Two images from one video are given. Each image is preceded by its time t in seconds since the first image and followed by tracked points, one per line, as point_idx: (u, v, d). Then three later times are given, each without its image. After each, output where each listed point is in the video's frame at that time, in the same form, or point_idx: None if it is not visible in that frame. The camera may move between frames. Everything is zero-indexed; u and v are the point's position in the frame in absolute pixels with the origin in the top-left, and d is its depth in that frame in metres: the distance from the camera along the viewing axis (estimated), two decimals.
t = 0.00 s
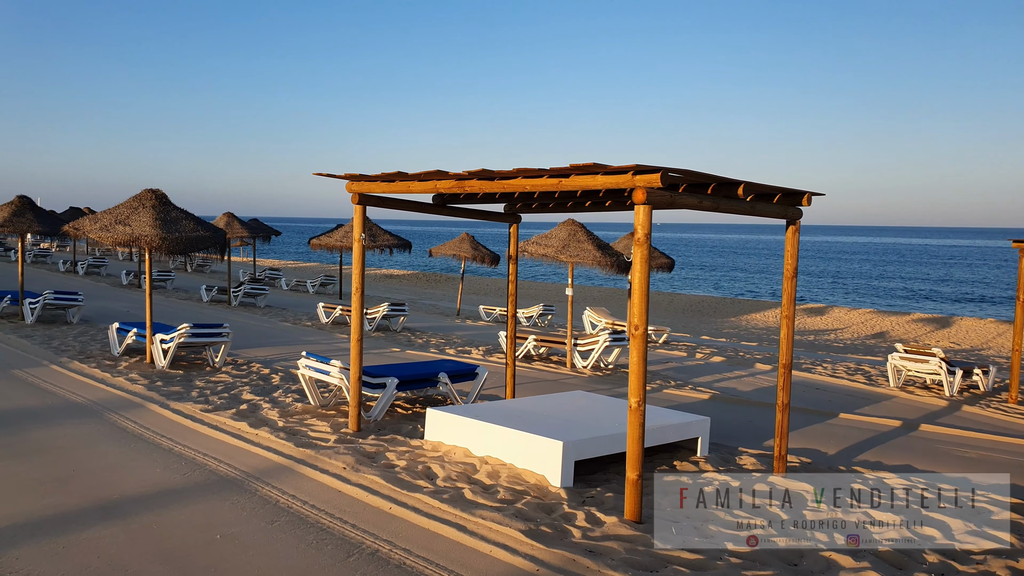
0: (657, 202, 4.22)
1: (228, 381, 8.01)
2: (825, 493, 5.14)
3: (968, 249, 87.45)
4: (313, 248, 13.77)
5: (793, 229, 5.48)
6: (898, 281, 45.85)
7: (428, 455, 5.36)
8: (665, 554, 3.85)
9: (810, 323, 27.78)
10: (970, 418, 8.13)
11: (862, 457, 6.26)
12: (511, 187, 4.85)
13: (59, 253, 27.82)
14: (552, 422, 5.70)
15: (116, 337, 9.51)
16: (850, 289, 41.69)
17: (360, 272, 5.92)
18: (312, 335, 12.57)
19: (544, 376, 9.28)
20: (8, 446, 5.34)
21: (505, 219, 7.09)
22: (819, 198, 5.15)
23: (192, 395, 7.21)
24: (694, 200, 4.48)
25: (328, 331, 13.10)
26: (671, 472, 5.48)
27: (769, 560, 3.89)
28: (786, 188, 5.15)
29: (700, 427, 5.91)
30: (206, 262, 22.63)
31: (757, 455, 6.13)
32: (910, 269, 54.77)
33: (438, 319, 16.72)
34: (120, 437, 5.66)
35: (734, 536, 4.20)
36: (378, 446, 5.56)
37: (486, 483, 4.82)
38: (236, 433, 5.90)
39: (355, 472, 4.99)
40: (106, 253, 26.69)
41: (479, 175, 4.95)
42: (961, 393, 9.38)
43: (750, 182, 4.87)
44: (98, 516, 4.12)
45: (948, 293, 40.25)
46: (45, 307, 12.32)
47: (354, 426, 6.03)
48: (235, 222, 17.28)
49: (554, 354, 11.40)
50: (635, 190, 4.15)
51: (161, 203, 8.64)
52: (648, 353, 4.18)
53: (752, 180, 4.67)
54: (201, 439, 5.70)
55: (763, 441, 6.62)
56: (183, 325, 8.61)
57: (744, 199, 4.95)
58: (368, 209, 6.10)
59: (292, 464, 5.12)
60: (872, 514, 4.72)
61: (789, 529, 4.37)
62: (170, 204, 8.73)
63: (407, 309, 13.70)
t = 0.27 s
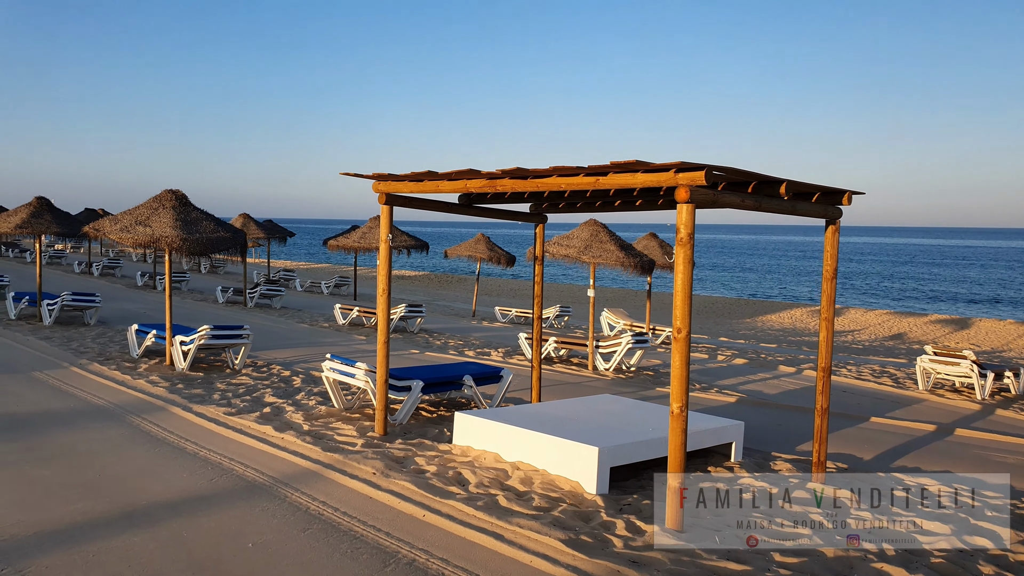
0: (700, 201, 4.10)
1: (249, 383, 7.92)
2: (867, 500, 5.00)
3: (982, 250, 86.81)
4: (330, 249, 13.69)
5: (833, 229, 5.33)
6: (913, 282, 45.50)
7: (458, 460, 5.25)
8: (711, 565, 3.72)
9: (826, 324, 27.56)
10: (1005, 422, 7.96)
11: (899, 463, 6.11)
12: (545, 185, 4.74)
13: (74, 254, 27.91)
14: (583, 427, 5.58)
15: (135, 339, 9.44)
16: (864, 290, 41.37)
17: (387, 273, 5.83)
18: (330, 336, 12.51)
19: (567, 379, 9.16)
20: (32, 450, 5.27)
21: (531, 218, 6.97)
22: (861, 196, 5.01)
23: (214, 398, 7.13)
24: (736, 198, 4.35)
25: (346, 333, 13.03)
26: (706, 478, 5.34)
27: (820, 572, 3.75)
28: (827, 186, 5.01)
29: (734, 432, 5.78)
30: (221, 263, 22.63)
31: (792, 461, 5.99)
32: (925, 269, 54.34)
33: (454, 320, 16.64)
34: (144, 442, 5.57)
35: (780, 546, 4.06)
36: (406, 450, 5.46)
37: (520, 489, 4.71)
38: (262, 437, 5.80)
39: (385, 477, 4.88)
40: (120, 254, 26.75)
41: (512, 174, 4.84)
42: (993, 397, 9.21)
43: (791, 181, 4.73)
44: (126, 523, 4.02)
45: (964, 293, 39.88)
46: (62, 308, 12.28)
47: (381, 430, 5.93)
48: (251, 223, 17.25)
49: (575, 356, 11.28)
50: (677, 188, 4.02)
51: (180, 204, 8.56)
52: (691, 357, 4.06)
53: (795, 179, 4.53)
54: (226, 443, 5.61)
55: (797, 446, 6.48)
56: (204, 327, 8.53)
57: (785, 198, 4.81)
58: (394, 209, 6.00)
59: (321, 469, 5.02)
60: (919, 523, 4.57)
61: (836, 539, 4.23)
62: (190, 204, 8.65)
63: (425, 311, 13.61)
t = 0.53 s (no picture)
0: (746, 197, 3.94)
1: (268, 384, 7.80)
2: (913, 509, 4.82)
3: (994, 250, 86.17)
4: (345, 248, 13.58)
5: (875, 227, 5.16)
6: (926, 283, 45.14)
7: (487, 465, 5.10)
8: None
9: (841, 325, 27.31)
10: None
11: (939, 469, 5.92)
12: (581, 182, 4.59)
13: (86, 253, 27.92)
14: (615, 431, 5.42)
15: (151, 339, 9.34)
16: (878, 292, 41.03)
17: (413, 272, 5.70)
18: (346, 336, 12.39)
19: (589, 381, 9.00)
20: (52, 453, 5.15)
21: (557, 216, 6.82)
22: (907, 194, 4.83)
23: (234, 400, 7.01)
24: (783, 195, 4.19)
25: (362, 333, 12.92)
26: (743, 485, 5.18)
27: None
28: (872, 183, 4.83)
29: (769, 437, 5.61)
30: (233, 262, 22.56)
31: (828, 467, 5.81)
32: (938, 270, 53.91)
33: (468, 321, 16.51)
34: (165, 444, 5.45)
35: (830, 558, 3.89)
36: (434, 455, 5.31)
37: (554, 496, 4.55)
38: (285, 440, 5.67)
39: (414, 483, 4.74)
40: (133, 254, 26.73)
41: (546, 170, 4.69)
42: None
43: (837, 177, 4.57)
44: (151, 529, 3.89)
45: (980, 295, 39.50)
46: (77, 308, 12.20)
47: (406, 433, 5.79)
48: (264, 223, 17.17)
49: (595, 357, 11.12)
50: (724, 184, 3.87)
51: (198, 202, 8.45)
52: (736, 360, 3.91)
53: (842, 174, 4.36)
54: (249, 446, 5.48)
55: (831, 451, 6.30)
56: (222, 327, 8.42)
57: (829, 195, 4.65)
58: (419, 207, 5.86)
59: (348, 475, 4.88)
60: (970, 534, 4.39)
61: (887, 550, 4.05)
62: (208, 203, 8.54)
63: (440, 311, 13.48)
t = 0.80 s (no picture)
0: (800, 201, 3.78)
1: (289, 390, 7.66)
2: (965, 525, 4.63)
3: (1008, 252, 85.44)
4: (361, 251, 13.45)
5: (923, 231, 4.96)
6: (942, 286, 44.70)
7: (521, 478, 4.95)
8: None
9: (858, 328, 27.04)
10: None
11: (985, 481, 5.73)
12: (622, 185, 4.43)
13: (99, 255, 27.92)
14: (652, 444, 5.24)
15: (169, 343, 9.22)
16: (893, 294, 40.68)
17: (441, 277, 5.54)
18: (363, 340, 12.27)
19: (614, 387, 8.83)
20: (74, 463, 5.02)
21: (586, 220, 6.66)
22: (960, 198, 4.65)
23: (255, 406, 6.87)
24: (836, 199, 4.02)
25: (379, 336, 12.80)
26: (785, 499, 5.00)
27: None
28: (923, 186, 4.65)
29: (811, 449, 5.43)
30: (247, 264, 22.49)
31: (870, 478, 5.63)
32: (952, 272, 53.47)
33: (485, 324, 16.36)
34: (189, 454, 5.31)
35: None
36: (466, 466, 5.16)
37: (593, 511, 4.39)
38: (310, 449, 5.52)
39: (448, 496, 4.58)
40: (145, 256, 26.69)
41: (584, 173, 4.54)
42: None
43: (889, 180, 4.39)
44: (181, 546, 3.75)
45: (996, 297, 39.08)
46: (93, 310, 12.11)
47: (434, 443, 5.64)
48: (279, 225, 17.06)
49: (616, 362, 10.94)
50: (777, 188, 3.71)
51: (217, 205, 8.33)
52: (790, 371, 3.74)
53: (896, 178, 4.19)
54: (274, 456, 5.34)
55: (871, 461, 6.12)
56: (241, 332, 8.29)
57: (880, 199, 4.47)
58: (448, 210, 5.70)
59: (378, 487, 4.73)
60: None
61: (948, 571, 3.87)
62: (227, 205, 8.42)
63: (458, 314, 13.35)
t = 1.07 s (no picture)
0: (861, 201, 3.62)
1: (314, 394, 7.55)
2: None
3: None
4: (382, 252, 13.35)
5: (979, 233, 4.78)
6: (961, 288, 44.21)
7: (561, 487, 4.81)
8: None
9: (878, 331, 26.74)
10: None
11: None
12: (669, 185, 4.29)
13: (116, 256, 27.95)
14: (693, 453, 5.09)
15: (192, 345, 9.13)
16: (911, 296, 40.27)
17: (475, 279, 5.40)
18: (384, 342, 12.15)
19: (643, 392, 8.68)
20: (103, 470, 4.92)
21: (620, 221, 6.51)
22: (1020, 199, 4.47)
23: (282, 411, 6.76)
24: (896, 199, 3.86)
25: (400, 339, 12.69)
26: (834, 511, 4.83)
27: None
28: (981, 187, 4.47)
29: (857, 459, 5.26)
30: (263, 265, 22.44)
31: (918, 487, 5.45)
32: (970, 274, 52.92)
33: (504, 326, 16.22)
34: (219, 460, 5.20)
35: None
36: (502, 475, 5.02)
37: (639, 523, 4.24)
38: (342, 456, 5.40)
39: (487, 506, 4.45)
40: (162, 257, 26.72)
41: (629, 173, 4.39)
42: None
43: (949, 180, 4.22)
44: (218, 558, 3.64)
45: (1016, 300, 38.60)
46: (113, 312, 12.04)
47: (467, 450, 5.50)
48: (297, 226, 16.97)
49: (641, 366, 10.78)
50: (838, 187, 3.55)
51: (241, 206, 8.23)
52: (850, 380, 3.58)
53: (958, 177, 4.01)
54: (306, 462, 5.23)
55: (916, 471, 5.95)
56: (266, 334, 8.18)
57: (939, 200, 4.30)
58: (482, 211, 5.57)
59: (415, 496, 4.60)
60: None
61: None
62: (251, 206, 8.32)
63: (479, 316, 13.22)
